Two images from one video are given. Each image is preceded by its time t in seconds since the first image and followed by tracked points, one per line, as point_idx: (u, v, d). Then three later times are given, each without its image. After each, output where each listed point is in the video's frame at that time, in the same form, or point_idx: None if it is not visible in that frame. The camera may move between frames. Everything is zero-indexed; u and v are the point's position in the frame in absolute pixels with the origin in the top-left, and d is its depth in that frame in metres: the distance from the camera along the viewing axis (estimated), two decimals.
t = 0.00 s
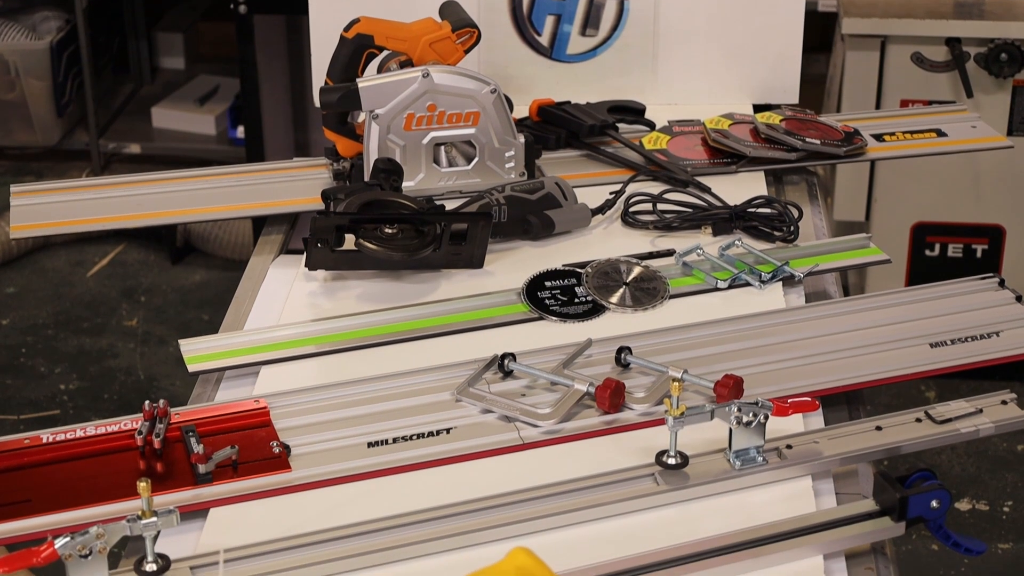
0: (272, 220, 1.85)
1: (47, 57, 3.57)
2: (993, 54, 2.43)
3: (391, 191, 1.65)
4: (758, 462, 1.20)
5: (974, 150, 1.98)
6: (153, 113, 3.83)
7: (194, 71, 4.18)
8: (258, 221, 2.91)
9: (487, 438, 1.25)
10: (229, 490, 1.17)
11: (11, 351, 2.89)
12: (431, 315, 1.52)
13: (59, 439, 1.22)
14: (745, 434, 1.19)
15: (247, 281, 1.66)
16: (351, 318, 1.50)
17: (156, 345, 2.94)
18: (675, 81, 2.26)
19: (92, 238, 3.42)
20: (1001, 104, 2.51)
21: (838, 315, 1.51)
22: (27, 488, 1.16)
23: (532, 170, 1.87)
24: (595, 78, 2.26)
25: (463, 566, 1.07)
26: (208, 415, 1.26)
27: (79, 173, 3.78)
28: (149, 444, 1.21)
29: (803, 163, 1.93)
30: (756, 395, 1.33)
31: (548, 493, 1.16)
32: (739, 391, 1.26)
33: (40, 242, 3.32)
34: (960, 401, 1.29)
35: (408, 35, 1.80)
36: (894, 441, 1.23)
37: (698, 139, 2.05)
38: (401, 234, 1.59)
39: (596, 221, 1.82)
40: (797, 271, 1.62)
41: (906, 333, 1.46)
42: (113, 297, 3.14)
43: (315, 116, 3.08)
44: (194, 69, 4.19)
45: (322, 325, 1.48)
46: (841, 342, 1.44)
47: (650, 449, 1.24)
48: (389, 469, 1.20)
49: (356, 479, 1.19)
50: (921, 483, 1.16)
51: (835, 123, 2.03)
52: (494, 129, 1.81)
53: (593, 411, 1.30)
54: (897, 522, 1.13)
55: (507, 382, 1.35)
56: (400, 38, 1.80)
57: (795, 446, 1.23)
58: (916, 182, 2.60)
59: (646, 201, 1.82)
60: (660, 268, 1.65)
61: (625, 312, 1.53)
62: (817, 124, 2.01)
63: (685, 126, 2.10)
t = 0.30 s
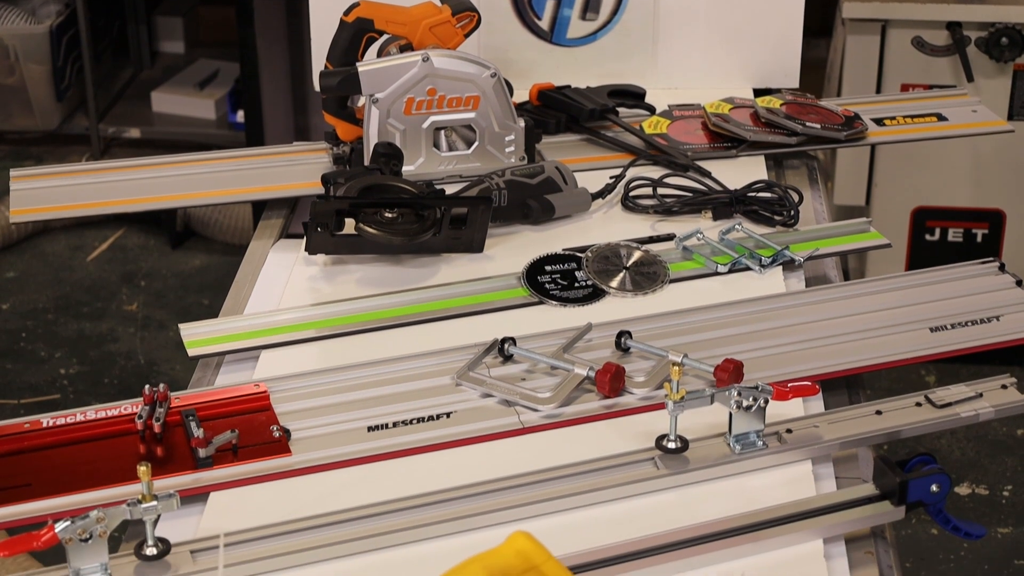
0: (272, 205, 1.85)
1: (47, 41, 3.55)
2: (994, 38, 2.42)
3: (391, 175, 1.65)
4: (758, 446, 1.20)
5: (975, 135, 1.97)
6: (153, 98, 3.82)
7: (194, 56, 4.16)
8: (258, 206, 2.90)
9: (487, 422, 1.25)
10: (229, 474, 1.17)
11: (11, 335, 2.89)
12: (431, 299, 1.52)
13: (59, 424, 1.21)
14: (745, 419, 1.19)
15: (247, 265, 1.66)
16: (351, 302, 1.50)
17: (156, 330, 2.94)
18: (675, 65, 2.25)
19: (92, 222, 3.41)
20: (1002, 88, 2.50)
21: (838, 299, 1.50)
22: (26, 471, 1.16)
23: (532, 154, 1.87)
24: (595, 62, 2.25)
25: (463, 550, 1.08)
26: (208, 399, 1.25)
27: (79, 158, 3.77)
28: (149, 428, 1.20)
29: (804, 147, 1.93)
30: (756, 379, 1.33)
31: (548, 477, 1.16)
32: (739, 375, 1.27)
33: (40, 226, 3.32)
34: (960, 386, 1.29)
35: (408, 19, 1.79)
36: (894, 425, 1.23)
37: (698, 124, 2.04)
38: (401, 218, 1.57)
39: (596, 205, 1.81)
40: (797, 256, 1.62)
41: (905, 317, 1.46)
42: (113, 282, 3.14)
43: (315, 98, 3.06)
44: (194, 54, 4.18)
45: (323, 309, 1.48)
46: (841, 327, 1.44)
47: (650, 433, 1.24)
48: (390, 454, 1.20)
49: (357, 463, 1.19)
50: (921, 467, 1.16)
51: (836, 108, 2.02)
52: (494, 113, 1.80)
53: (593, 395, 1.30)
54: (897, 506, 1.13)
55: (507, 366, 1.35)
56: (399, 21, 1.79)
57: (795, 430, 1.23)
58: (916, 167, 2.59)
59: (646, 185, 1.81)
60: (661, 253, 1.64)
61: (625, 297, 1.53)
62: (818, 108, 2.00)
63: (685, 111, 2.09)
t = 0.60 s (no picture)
0: (272, 192, 1.84)
1: (46, 28, 3.54)
2: (995, 25, 2.41)
3: (391, 162, 1.64)
4: (758, 433, 1.20)
5: (975, 121, 1.97)
6: (152, 84, 3.81)
7: (194, 43, 4.15)
8: (258, 193, 2.90)
9: (487, 409, 1.25)
10: (229, 461, 1.17)
11: (11, 322, 2.89)
12: (431, 287, 1.52)
13: (59, 410, 1.22)
14: (745, 405, 1.19)
15: (247, 252, 1.65)
16: (351, 289, 1.50)
17: (156, 317, 2.94)
18: (675, 52, 2.24)
19: (91, 210, 3.41)
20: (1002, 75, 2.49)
21: (839, 286, 1.50)
22: (27, 458, 1.16)
23: (532, 141, 1.86)
24: (596, 48, 2.24)
25: (462, 537, 1.08)
26: (209, 386, 1.26)
27: (79, 145, 3.76)
28: (149, 416, 1.21)
29: (804, 134, 1.92)
30: (756, 366, 1.33)
31: (548, 464, 1.16)
32: (739, 362, 1.27)
33: (40, 213, 3.32)
34: (960, 372, 1.29)
35: (407, 5, 1.78)
36: (894, 412, 1.23)
37: (698, 110, 2.04)
38: (401, 206, 1.56)
39: (596, 192, 1.81)
40: (798, 242, 1.61)
41: (906, 304, 1.46)
42: (113, 268, 3.13)
43: (315, 86, 3.03)
44: (194, 40, 4.16)
45: (324, 296, 1.48)
46: (841, 314, 1.43)
47: (650, 420, 1.24)
48: (390, 440, 1.20)
49: (357, 449, 1.19)
50: (921, 454, 1.16)
51: (836, 94, 2.02)
52: (494, 100, 1.80)
53: (593, 382, 1.30)
54: (897, 493, 1.13)
55: (507, 353, 1.35)
56: (399, 7, 1.79)
57: (795, 417, 1.23)
58: (917, 153, 2.59)
59: (647, 171, 1.81)
60: (661, 240, 1.64)
61: (625, 284, 1.53)
62: (818, 95, 2.00)
63: (686, 97, 2.09)
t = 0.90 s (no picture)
0: (272, 179, 1.84)
1: (45, 16, 3.53)
2: (995, 13, 2.39)
3: (391, 150, 1.64)
4: (758, 421, 1.20)
5: (976, 109, 1.96)
6: (152, 72, 3.80)
7: (193, 31, 4.14)
8: (258, 181, 2.90)
9: (487, 397, 1.25)
10: (229, 449, 1.17)
11: (11, 311, 2.89)
12: (431, 275, 1.51)
13: (59, 399, 1.22)
14: (745, 393, 1.19)
15: (247, 240, 1.65)
16: (350, 277, 1.50)
17: (156, 305, 2.94)
18: (675, 39, 2.23)
19: (91, 198, 3.41)
20: (1002, 64, 2.48)
21: (839, 274, 1.50)
22: (27, 446, 1.16)
23: (532, 129, 1.85)
24: (596, 37, 2.23)
25: (462, 525, 1.08)
26: (209, 373, 1.26)
27: (79, 133, 3.76)
28: (149, 403, 1.21)
29: (804, 122, 1.92)
30: (756, 354, 1.32)
31: (548, 452, 1.16)
32: (739, 350, 1.26)
33: (40, 202, 3.31)
34: (960, 360, 1.29)
35: None
36: (894, 400, 1.23)
37: (699, 99, 2.03)
38: (401, 193, 1.57)
39: (596, 180, 1.81)
40: (798, 230, 1.61)
41: (906, 293, 1.45)
42: (113, 257, 3.13)
43: (315, 73, 3.05)
44: (194, 29, 4.15)
45: (324, 284, 1.48)
46: (841, 302, 1.43)
47: (650, 408, 1.24)
48: (389, 428, 1.20)
49: (356, 438, 1.19)
50: (921, 442, 1.16)
51: (836, 82, 2.01)
52: (494, 88, 1.79)
53: (593, 370, 1.30)
54: (898, 481, 1.13)
55: (507, 341, 1.35)
56: None
57: (795, 405, 1.23)
58: (917, 141, 2.58)
59: (647, 160, 1.80)
60: (661, 228, 1.64)
61: (625, 272, 1.52)
62: (818, 83, 1.99)
63: (686, 85, 2.08)
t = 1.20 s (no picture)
0: (272, 167, 1.84)
1: (44, 4, 3.52)
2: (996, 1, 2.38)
3: (391, 138, 1.64)
4: (758, 409, 1.20)
5: (976, 97, 1.96)
6: (152, 61, 3.80)
7: (193, 19, 4.13)
8: (257, 169, 2.89)
9: (487, 385, 1.25)
10: (229, 437, 1.17)
11: (12, 299, 2.89)
12: (431, 263, 1.51)
13: (59, 386, 1.22)
14: (745, 381, 1.19)
15: (247, 228, 1.65)
16: (350, 266, 1.50)
17: (156, 294, 2.94)
18: (676, 27, 2.22)
19: (91, 186, 3.40)
20: (1003, 52, 2.47)
21: (839, 262, 1.50)
22: (27, 435, 1.16)
23: (532, 117, 1.85)
24: (596, 24, 2.22)
25: (462, 513, 1.08)
26: (209, 362, 1.26)
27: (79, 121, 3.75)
28: (149, 391, 1.21)
29: (805, 110, 1.91)
30: (756, 342, 1.32)
31: (548, 440, 1.16)
32: (739, 339, 1.26)
33: (40, 190, 3.31)
34: (960, 348, 1.29)
35: None
36: (894, 388, 1.23)
37: (699, 87, 2.02)
38: (401, 181, 1.56)
39: (596, 168, 1.80)
40: (798, 219, 1.61)
41: (906, 281, 1.45)
42: (113, 245, 3.13)
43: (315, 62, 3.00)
44: (193, 17, 4.14)
45: (324, 273, 1.48)
46: (841, 290, 1.43)
47: (650, 397, 1.24)
48: (389, 416, 1.20)
49: (356, 426, 1.20)
50: (921, 430, 1.16)
51: (837, 70, 2.01)
52: (494, 76, 1.79)
53: (593, 358, 1.30)
54: (897, 469, 1.13)
55: (507, 329, 1.35)
56: None
57: (795, 393, 1.23)
58: (918, 130, 2.58)
59: (647, 147, 1.80)
60: (661, 216, 1.64)
61: (625, 260, 1.52)
62: (819, 71, 1.99)
63: (686, 73, 2.07)
